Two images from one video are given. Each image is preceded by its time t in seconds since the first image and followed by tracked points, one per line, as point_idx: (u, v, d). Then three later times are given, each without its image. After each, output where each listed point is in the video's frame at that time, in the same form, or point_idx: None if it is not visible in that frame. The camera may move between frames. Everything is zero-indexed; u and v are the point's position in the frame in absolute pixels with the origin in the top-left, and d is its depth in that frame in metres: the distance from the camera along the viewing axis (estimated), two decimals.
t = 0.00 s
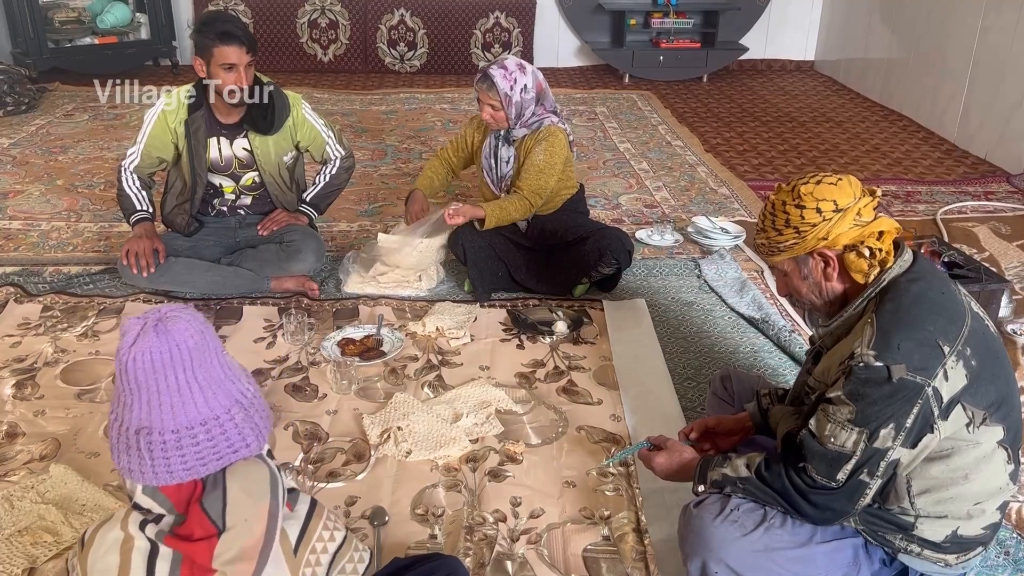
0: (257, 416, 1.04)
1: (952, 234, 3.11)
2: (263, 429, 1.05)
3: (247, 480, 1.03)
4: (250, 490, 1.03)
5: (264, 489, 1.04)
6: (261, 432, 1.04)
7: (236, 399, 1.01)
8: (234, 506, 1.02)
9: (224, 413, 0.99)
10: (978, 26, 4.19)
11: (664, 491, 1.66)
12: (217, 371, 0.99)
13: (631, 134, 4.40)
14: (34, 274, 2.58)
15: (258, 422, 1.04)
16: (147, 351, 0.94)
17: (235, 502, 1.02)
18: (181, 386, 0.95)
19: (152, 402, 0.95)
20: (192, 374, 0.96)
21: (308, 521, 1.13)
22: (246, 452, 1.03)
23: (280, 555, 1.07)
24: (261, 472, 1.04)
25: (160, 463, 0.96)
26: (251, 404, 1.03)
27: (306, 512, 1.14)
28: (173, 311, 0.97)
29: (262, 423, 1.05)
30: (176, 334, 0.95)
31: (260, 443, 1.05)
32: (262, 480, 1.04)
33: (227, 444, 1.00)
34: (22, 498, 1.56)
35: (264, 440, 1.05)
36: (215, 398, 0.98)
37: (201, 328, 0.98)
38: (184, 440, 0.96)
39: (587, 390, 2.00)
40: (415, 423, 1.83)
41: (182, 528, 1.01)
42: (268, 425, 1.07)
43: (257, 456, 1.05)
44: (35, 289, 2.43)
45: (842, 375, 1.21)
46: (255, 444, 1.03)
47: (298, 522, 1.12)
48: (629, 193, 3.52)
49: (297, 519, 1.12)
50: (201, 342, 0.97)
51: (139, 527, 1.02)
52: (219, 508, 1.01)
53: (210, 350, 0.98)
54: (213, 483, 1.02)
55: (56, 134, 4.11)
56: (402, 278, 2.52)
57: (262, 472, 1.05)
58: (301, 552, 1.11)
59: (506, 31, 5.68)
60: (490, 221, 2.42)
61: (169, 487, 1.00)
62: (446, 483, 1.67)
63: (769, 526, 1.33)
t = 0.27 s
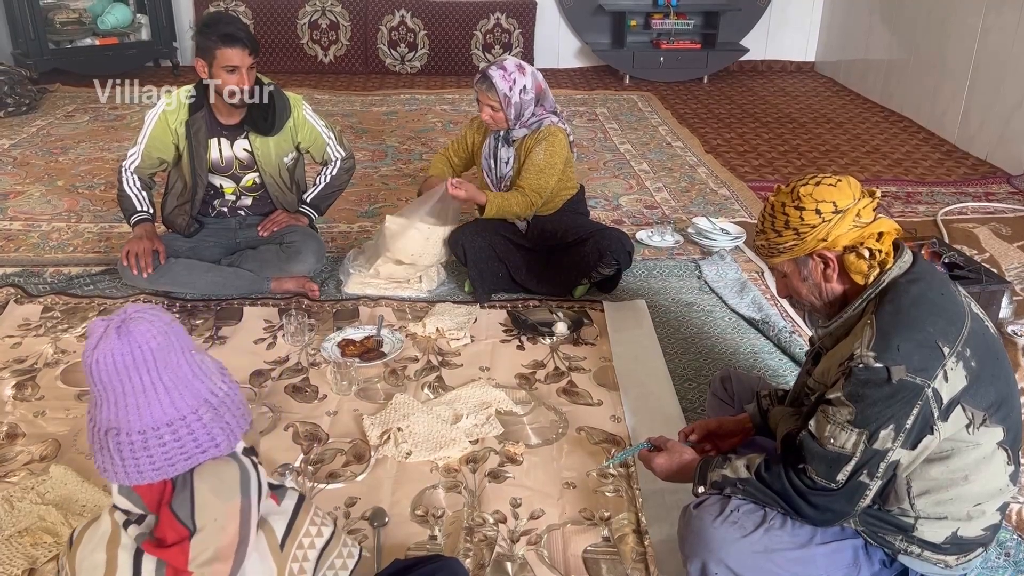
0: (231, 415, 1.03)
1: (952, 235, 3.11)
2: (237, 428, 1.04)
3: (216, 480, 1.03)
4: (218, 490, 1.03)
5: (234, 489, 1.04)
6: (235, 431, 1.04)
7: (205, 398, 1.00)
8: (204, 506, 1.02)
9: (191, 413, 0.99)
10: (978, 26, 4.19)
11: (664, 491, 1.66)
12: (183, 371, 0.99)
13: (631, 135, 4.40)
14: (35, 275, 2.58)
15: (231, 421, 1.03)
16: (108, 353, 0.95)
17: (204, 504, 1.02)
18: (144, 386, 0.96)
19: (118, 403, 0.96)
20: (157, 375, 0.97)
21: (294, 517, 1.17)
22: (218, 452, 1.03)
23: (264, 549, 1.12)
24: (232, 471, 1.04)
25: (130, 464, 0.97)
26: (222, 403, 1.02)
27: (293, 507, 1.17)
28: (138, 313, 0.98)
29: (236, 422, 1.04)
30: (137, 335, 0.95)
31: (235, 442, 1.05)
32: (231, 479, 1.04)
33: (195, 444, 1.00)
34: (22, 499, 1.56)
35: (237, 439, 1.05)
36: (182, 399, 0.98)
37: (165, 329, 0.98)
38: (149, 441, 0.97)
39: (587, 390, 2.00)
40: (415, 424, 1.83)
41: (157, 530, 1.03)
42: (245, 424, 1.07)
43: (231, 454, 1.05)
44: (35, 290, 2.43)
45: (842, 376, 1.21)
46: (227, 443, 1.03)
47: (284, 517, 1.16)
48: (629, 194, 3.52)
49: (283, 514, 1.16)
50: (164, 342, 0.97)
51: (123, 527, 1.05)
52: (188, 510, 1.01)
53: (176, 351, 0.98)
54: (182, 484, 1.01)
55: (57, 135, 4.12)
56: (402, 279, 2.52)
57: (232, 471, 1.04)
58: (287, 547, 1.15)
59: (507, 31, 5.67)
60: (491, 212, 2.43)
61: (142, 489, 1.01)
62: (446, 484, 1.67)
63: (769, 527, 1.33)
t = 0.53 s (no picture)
0: (188, 406, 1.04)
1: (953, 236, 3.11)
2: (197, 419, 1.05)
3: (190, 469, 1.04)
4: (192, 478, 1.04)
5: (208, 475, 1.05)
6: (194, 420, 1.04)
7: (161, 393, 1.00)
8: (182, 496, 1.03)
9: (152, 409, 0.99)
10: (978, 28, 4.19)
11: (664, 493, 1.66)
12: (135, 371, 0.98)
13: (632, 136, 4.40)
14: (35, 275, 2.58)
15: (189, 412, 1.04)
16: (56, 365, 0.94)
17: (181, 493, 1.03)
18: (99, 391, 0.95)
19: (74, 413, 0.95)
20: (111, 378, 0.96)
21: (268, 502, 1.15)
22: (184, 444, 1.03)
23: (242, 538, 1.11)
24: (203, 461, 1.06)
25: (97, 471, 0.96)
26: (179, 396, 1.03)
27: (265, 493, 1.16)
28: (76, 321, 0.97)
29: (194, 412, 1.05)
30: (81, 343, 0.95)
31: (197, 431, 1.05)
32: (204, 468, 1.05)
33: (160, 439, 1.00)
34: (23, 499, 1.56)
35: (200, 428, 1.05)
36: (138, 398, 0.98)
37: (108, 332, 0.97)
38: (114, 443, 0.96)
39: (587, 391, 2.00)
40: (415, 424, 1.83)
41: (134, 527, 1.02)
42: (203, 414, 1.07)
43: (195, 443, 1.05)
44: (36, 290, 2.43)
45: (842, 377, 1.21)
46: (191, 434, 1.03)
47: (259, 503, 1.14)
48: (629, 195, 3.52)
49: (257, 500, 1.14)
50: (110, 345, 0.97)
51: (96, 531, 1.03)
52: (165, 501, 1.02)
53: (125, 352, 0.98)
54: (154, 479, 1.02)
55: (58, 136, 4.12)
56: (403, 280, 2.53)
57: (203, 459, 1.06)
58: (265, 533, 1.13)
59: (507, 32, 5.67)
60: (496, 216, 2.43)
61: (114, 493, 1.01)
62: (446, 485, 1.67)
63: (769, 529, 1.33)
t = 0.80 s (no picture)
0: (141, 402, 0.97)
1: (954, 237, 3.11)
2: (151, 414, 0.98)
3: (150, 460, 0.98)
4: (153, 467, 0.98)
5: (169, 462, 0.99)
6: (150, 415, 0.98)
7: (110, 391, 0.94)
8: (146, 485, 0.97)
9: (102, 408, 0.93)
10: (979, 29, 4.19)
11: (665, 494, 1.66)
12: (79, 371, 0.92)
13: (632, 137, 4.40)
14: (36, 276, 2.59)
15: (144, 408, 0.97)
16: None
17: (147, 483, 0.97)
18: (43, 397, 0.89)
19: (20, 422, 0.89)
20: (55, 381, 0.90)
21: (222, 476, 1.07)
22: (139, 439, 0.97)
23: (211, 513, 1.04)
24: (161, 449, 0.99)
25: (54, 476, 0.91)
26: (129, 393, 0.96)
27: (216, 467, 1.07)
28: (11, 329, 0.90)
29: (149, 407, 0.98)
30: (19, 350, 0.88)
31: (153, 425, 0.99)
32: (163, 456, 0.99)
33: (115, 437, 0.94)
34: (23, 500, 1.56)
35: (154, 423, 0.99)
36: (87, 399, 0.92)
37: (47, 336, 0.91)
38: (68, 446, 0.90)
39: (588, 392, 2.00)
40: (416, 425, 1.83)
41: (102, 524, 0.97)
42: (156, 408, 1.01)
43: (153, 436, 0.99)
44: (37, 291, 2.43)
45: (843, 378, 1.21)
46: (146, 427, 0.97)
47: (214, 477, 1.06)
48: (630, 196, 3.52)
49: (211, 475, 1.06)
50: (52, 348, 0.90)
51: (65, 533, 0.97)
52: (130, 493, 0.96)
53: (66, 353, 0.92)
54: (114, 475, 0.96)
55: (59, 137, 4.12)
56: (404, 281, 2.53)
57: (161, 449, 0.99)
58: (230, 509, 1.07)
59: (508, 33, 5.67)
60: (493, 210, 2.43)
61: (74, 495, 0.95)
62: (447, 486, 1.67)
63: (770, 530, 1.33)
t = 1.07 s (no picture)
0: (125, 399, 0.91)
1: (955, 237, 3.11)
2: (134, 413, 0.92)
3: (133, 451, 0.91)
4: (134, 463, 0.91)
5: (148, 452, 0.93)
6: (133, 412, 0.92)
7: (95, 389, 0.88)
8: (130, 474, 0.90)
9: (85, 407, 0.87)
10: (980, 29, 4.18)
11: (666, 494, 1.66)
12: (64, 367, 0.86)
13: (634, 137, 4.40)
14: (38, 277, 2.59)
15: (128, 405, 0.91)
16: None
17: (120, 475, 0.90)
18: (26, 393, 0.83)
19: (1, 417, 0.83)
20: (40, 377, 0.84)
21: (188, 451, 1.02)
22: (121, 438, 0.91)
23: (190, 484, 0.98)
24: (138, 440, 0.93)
25: (35, 471, 0.85)
26: (113, 391, 0.90)
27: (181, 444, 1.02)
28: None
29: (132, 404, 0.92)
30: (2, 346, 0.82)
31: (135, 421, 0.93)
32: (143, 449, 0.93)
33: (99, 434, 0.88)
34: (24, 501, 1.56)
35: (136, 422, 0.93)
36: (71, 395, 0.86)
37: (33, 332, 0.85)
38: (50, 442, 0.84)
39: (589, 393, 2.00)
40: (417, 426, 1.83)
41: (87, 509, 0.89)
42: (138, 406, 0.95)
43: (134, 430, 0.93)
44: (39, 292, 2.44)
45: (844, 380, 1.21)
46: (128, 426, 0.91)
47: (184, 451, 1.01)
48: (631, 196, 3.52)
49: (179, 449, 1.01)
50: (37, 345, 0.84)
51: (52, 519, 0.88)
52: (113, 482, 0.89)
53: (50, 348, 0.86)
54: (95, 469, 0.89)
55: (60, 137, 4.12)
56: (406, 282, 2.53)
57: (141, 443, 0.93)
58: (200, 478, 1.01)
59: (509, 34, 5.67)
60: (492, 201, 2.43)
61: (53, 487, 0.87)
62: (448, 487, 1.67)
63: (772, 531, 1.33)
